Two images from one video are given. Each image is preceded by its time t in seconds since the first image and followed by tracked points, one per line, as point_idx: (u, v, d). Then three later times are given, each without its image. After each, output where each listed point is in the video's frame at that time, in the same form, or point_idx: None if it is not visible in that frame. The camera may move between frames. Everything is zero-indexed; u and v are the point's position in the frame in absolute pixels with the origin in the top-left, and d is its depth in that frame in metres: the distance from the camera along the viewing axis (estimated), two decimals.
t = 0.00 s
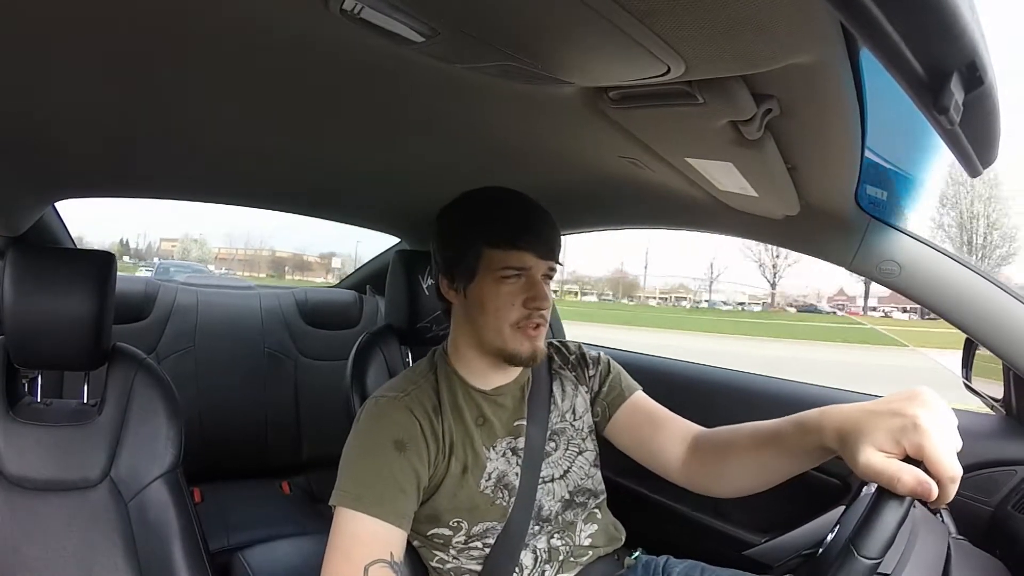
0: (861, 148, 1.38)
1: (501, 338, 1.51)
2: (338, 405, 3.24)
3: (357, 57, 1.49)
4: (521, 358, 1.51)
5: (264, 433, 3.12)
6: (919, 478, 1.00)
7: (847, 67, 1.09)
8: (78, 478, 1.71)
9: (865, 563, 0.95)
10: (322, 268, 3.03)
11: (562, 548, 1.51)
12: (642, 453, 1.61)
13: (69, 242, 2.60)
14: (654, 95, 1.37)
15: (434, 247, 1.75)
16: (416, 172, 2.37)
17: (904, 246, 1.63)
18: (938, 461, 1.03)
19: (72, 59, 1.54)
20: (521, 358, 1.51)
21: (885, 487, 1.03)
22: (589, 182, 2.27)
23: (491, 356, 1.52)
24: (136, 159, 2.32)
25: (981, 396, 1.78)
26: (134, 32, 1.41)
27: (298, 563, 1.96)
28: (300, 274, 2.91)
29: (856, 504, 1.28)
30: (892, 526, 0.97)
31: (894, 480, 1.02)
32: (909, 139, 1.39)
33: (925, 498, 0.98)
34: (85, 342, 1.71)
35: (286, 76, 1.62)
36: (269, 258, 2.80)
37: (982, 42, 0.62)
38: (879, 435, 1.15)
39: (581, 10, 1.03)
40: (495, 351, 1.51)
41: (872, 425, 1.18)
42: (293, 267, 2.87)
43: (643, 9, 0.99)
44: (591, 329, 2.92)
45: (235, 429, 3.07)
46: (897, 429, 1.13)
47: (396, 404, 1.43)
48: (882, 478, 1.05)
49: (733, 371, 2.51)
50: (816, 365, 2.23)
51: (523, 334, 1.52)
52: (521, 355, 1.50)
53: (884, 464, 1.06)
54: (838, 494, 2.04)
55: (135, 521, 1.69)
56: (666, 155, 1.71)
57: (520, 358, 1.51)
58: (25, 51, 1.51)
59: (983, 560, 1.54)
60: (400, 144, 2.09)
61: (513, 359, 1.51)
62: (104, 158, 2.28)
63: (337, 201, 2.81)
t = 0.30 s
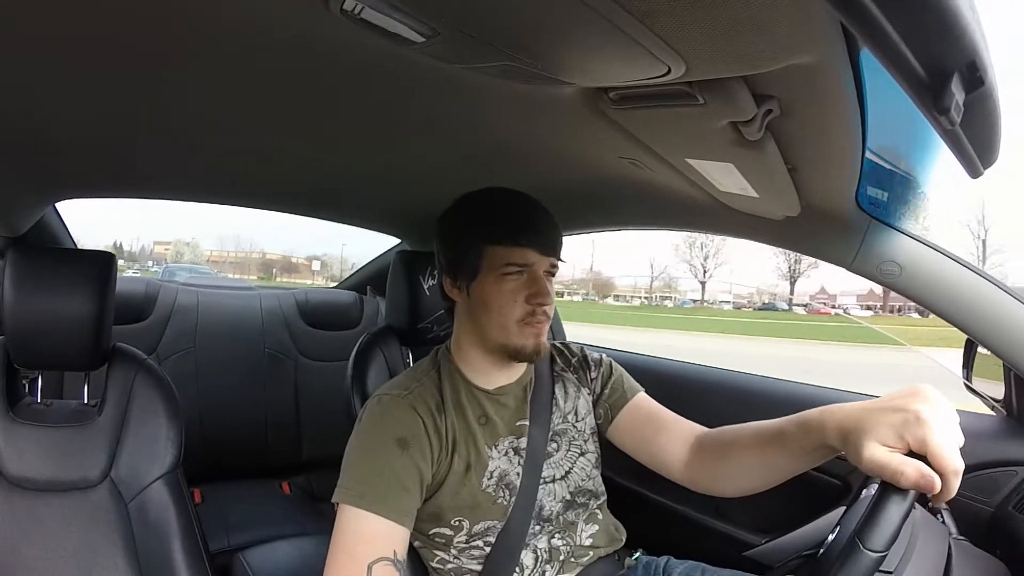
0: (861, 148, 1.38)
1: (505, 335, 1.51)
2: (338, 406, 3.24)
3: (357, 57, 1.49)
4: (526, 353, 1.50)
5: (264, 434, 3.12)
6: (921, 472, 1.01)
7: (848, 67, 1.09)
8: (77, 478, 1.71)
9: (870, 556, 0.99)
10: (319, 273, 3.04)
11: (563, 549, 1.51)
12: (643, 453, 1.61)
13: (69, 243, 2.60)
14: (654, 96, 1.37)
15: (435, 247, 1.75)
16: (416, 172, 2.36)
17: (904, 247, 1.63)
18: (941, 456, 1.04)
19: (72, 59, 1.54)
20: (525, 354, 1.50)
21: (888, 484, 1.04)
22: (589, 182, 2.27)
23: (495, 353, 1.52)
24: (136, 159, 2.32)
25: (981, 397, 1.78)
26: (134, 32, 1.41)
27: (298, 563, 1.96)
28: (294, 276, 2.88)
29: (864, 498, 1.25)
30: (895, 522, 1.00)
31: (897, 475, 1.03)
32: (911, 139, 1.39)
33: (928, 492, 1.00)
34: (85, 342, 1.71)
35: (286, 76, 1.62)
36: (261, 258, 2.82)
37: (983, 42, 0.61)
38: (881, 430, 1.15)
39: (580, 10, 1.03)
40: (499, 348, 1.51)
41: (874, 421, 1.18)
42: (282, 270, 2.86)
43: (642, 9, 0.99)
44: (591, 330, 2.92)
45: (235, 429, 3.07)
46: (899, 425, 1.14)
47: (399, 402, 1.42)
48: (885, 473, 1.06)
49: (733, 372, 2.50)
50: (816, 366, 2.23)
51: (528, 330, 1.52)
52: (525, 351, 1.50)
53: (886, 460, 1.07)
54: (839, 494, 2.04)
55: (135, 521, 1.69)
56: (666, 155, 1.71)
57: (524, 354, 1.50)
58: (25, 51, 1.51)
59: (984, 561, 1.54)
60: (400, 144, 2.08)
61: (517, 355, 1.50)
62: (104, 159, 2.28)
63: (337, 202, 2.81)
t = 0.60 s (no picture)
0: (861, 148, 1.38)
1: (506, 344, 1.51)
2: (338, 406, 3.24)
3: (357, 57, 1.49)
4: (527, 362, 1.51)
5: (264, 434, 3.12)
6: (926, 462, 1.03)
7: (848, 66, 1.09)
8: (77, 478, 1.71)
9: (876, 546, 1.01)
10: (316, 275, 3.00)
11: (561, 549, 1.51)
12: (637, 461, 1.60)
13: (69, 243, 2.61)
14: (654, 95, 1.37)
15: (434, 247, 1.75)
16: (416, 172, 2.37)
17: (903, 246, 1.63)
18: (944, 444, 1.06)
19: (72, 59, 1.54)
20: (527, 362, 1.51)
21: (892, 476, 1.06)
22: (589, 182, 2.27)
23: (496, 360, 1.53)
24: (135, 160, 2.32)
25: (981, 397, 1.78)
26: (134, 32, 1.41)
27: (298, 563, 1.96)
28: (283, 274, 2.84)
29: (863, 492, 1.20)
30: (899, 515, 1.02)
31: (903, 465, 1.04)
32: (910, 135, 1.39)
33: (932, 481, 1.01)
34: (86, 342, 1.71)
35: (287, 75, 1.62)
36: (251, 256, 2.79)
37: (982, 41, 0.61)
38: (885, 421, 1.15)
39: (580, 10, 1.03)
40: (500, 356, 1.52)
41: (877, 412, 1.18)
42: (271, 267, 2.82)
43: (642, 9, 0.99)
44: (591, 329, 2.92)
45: (235, 429, 3.07)
46: (902, 417, 1.14)
47: (399, 401, 1.43)
48: (889, 465, 1.07)
49: (733, 372, 2.50)
50: (815, 365, 2.23)
51: (530, 339, 1.52)
52: (527, 359, 1.51)
53: (890, 452, 1.08)
54: (839, 494, 2.05)
55: (136, 521, 1.69)
56: (666, 155, 1.71)
57: (525, 362, 1.51)
58: (25, 51, 1.51)
59: (984, 561, 1.54)
60: (399, 144, 2.09)
61: (519, 363, 1.51)
62: (104, 159, 2.28)
63: (337, 202, 2.81)
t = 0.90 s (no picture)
0: (861, 148, 1.38)
1: (504, 344, 1.51)
2: (338, 405, 3.24)
3: (357, 57, 1.49)
4: (524, 363, 1.51)
5: (264, 434, 3.12)
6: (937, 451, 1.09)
7: (848, 66, 1.09)
8: (77, 478, 1.71)
9: (887, 531, 1.08)
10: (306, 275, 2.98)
11: (559, 550, 1.51)
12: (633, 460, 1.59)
13: (69, 243, 2.61)
14: (654, 95, 1.37)
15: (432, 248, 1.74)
16: (416, 172, 2.37)
17: (904, 246, 1.63)
18: (948, 433, 1.12)
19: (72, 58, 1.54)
20: (524, 364, 1.51)
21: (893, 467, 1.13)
22: (589, 182, 2.27)
23: (493, 361, 1.52)
24: (136, 160, 2.32)
25: (981, 397, 1.78)
26: (134, 31, 1.41)
27: (298, 563, 1.96)
28: (273, 274, 2.85)
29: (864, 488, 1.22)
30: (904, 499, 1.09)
31: (910, 451, 1.11)
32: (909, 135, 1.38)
33: (938, 467, 1.08)
34: (85, 342, 1.71)
35: (287, 75, 1.62)
36: (245, 257, 2.80)
37: (983, 41, 0.61)
38: (888, 410, 1.19)
39: (580, 10, 1.03)
40: (497, 357, 1.52)
41: (880, 402, 1.21)
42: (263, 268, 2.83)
43: (642, 10, 0.99)
44: (591, 329, 2.92)
45: (235, 429, 3.07)
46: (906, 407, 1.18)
47: (393, 403, 1.42)
48: (896, 451, 1.13)
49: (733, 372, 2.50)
50: (815, 366, 2.22)
51: (527, 339, 1.52)
52: (521, 361, 1.51)
53: (896, 438, 1.13)
54: (838, 493, 2.04)
55: (136, 520, 1.69)
56: (666, 155, 1.71)
57: (522, 363, 1.51)
58: (25, 51, 1.51)
59: (985, 561, 1.54)
60: (400, 144, 2.08)
61: (516, 364, 1.51)
62: (104, 159, 2.29)
63: (337, 202, 2.81)
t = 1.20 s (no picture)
0: (862, 148, 1.38)
1: (506, 348, 1.51)
2: (338, 406, 3.24)
3: (356, 58, 1.49)
4: (525, 365, 1.52)
5: (264, 434, 3.12)
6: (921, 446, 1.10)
7: (848, 65, 1.09)
8: (77, 478, 1.71)
9: (893, 524, 1.08)
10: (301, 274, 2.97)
11: (555, 552, 1.50)
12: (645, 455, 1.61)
13: (69, 243, 2.61)
14: (654, 96, 1.37)
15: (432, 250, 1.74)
16: (416, 173, 2.37)
17: (903, 246, 1.63)
18: (949, 430, 1.12)
19: (72, 59, 1.54)
20: (525, 366, 1.52)
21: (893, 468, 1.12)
22: (589, 182, 2.27)
23: (493, 363, 1.53)
24: (136, 160, 2.32)
25: (981, 398, 1.78)
26: (135, 32, 1.41)
27: (297, 563, 1.96)
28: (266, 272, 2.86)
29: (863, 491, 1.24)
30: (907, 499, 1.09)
31: (898, 447, 1.13)
32: (909, 135, 1.39)
33: (920, 464, 1.09)
34: (85, 342, 1.71)
35: (288, 76, 1.62)
36: (240, 255, 2.84)
37: (983, 40, 0.61)
38: (889, 406, 1.20)
39: (579, 9, 1.03)
40: (498, 359, 1.52)
41: (883, 399, 1.22)
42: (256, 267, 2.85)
43: (641, 9, 0.99)
44: (591, 330, 2.92)
45: (235, 429, 3.07)
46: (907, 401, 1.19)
47: (394, 403, 1.43)
48: (889, 448, 1.14)
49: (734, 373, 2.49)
50: (816, 367, 2.22)
51: (529, 343, 1.52)
52: (526, 363, 1.51)
53: (890, 435, 1.15)
54: (837, 495, 2.04)
55: (136, 521, 1.69)
56: (666, 156, 1.71)
57: (523, 365, 1.52)
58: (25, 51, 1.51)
59: (986, 562, 1.54)
60: (400, 144, 2.08)
61: (517, 366, 1.52)
62: (104, 159, 2.29)
63: (337, 202, 2.81)
